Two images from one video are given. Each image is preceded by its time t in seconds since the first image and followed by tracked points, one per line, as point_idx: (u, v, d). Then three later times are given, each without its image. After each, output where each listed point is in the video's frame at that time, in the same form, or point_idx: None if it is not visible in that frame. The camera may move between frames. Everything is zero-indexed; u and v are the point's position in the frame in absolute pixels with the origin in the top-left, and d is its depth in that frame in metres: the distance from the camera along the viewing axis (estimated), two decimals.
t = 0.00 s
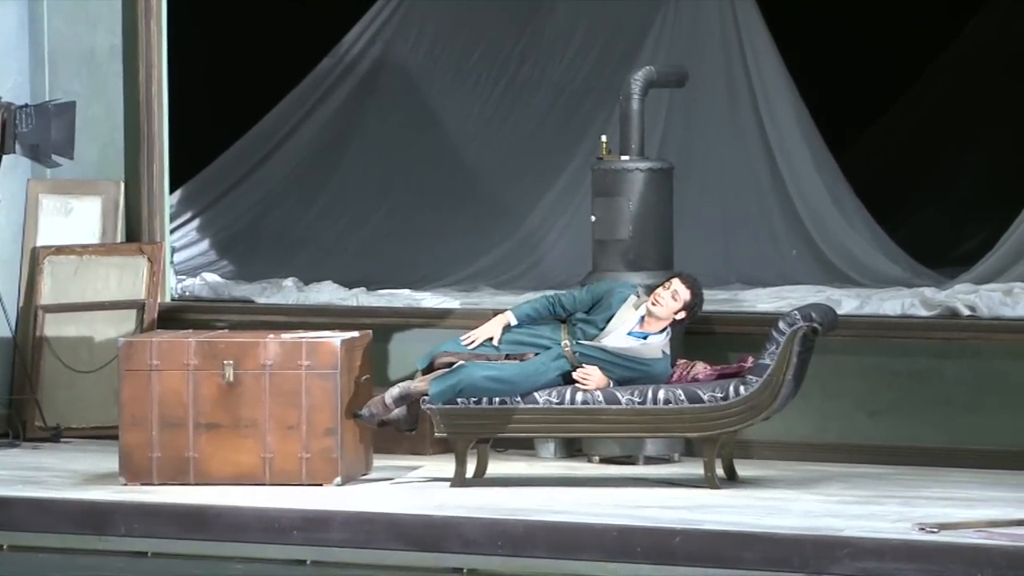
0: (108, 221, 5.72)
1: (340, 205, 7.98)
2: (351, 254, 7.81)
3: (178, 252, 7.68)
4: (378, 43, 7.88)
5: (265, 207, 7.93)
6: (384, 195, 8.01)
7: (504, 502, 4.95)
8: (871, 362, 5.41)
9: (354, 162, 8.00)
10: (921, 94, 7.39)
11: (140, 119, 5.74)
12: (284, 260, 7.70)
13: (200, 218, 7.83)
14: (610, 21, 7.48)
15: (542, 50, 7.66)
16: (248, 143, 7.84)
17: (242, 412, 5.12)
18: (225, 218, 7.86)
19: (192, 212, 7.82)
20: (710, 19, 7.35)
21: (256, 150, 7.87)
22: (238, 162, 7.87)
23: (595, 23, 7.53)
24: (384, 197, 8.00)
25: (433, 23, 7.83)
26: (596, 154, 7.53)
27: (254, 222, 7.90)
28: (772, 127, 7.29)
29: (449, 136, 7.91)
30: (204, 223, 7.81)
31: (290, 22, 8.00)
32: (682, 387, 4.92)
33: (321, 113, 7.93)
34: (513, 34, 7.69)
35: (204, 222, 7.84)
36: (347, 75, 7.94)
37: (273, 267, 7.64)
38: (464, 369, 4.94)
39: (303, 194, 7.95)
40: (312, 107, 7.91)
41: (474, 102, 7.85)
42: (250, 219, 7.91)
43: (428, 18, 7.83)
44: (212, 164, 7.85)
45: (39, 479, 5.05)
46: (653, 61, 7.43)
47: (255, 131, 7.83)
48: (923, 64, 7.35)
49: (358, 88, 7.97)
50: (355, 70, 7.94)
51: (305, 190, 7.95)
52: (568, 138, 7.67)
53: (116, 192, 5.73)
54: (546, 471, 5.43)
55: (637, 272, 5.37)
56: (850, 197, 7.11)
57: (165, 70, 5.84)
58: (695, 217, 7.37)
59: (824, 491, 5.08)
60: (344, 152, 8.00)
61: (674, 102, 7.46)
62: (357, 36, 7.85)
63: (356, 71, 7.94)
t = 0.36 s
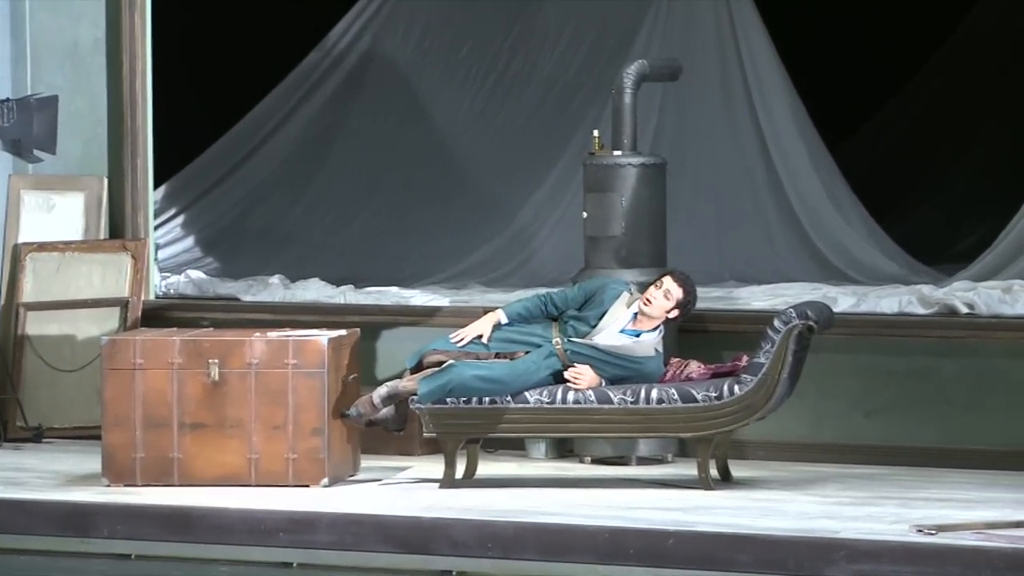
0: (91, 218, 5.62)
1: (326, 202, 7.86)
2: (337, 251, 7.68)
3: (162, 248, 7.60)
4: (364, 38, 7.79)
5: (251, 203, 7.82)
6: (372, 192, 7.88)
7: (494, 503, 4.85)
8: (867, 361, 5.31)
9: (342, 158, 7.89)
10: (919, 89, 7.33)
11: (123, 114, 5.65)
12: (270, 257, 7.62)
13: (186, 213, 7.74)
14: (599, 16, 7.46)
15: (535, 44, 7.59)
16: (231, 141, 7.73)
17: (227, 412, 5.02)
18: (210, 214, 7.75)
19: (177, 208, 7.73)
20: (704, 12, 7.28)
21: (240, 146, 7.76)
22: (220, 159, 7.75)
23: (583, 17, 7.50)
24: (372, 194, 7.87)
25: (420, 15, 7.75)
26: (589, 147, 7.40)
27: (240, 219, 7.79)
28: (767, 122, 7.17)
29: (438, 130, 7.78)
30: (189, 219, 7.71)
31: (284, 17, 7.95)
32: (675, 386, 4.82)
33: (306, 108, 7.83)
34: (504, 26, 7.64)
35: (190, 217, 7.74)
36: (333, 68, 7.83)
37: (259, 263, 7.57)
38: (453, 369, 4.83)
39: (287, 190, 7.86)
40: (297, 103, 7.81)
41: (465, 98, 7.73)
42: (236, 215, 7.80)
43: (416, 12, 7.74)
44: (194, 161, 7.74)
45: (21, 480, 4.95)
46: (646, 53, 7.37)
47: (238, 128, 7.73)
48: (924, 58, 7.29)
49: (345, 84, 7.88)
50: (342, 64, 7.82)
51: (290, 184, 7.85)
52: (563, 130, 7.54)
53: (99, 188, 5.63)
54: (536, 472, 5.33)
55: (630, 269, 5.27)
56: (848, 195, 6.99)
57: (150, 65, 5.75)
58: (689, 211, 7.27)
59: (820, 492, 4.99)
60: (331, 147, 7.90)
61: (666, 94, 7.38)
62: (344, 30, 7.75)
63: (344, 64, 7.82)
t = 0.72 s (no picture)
0: (63, 212, 5.43)
1: (308, 197, 7.69)
2: (318, 247, 7.48)
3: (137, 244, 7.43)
4: (346, 25, 7.59)
5: (228, 197, 7.63)
6: (356, 183, 7.72)
7: (481, 509, 4.64)
8: (870, 361, 5.10)
9: (324, 150, 7.73)
10: (923, 80, 7.34)
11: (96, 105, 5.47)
12: (249, 254, 7.43)
13: (161, 208, 7.53)
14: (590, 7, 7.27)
15: (523, 36, 7.41)
16: (206, 135, 7.52)
17: (204, 414, 4.81)
18: (187, 209, 7.55)
19: (152, 202, 7.51)
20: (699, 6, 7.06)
21: (218, 139, 7.55)
22: (199, 150, 7.55)
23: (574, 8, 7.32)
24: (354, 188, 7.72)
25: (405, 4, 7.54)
26: (580, 139, 7.16)
27: (217, 214, 7.60)
28: (766, 113, 6.96)
29: (424, 121, 7.63)
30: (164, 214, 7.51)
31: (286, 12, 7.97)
32: (670, 388, 4.61)
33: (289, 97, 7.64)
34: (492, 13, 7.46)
35: (165, 213, 7.54)
36: (316, 56, 7.63)
37: (237, 260, 7.37)
38: (440, 369, 4.63)
39: (266, 183, 7.67)
40: (278, 91, 7.62)
41: (455, 90, 7.56)
42: (213, 210, 7.61)
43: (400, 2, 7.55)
44: (170, 155, 7.54)
45: None
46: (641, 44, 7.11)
47: (213, 122, 7.50)
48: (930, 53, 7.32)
49: (328, 71, 7.68)
50: (324, 51, 7.64)
51: (269, 175, 7.68)
52: (554, 122, 7.33)
53: (71, 181, 5.44)
54: (526, 477, 5.12)
55: (623, 265, 5.07)
56: (848, 185, 6.82)
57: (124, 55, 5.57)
58: (684, 214, 7.04)
59: (822, 498, 4.78)
60: (312, 137, 7.73)
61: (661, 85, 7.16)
62: (326, 17, 7.55)
63: (326, 52, 7.64)
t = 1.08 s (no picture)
0: (35, 207, 5.20)
1: (290, 192, 7.50)
2: (301, 241, 7.29)
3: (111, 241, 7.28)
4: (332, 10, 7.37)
5: (206, 190, 7.52)
6: (342, 178, 7.48)
7: (472, 517, 4.40)
8: (880, 362, 4.87)
9: (307, 140, 7.52)
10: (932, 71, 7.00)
11: (69, 94, 5.25)
12: (229, 249, 7.29)
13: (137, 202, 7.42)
14: None
15: (516, 20, 7.05)
16: (184, 124, 7.39)
17: (183, 418, 4.57)
18: (164, 203, 7.44)
19: (127, 196, 7.40)
20: None
21: (196, 129, 7.42)
22: (180, 139, 7.42)
23: None
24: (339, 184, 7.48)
25: None
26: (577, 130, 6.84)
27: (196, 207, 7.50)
28: (770, 102, 6.67)
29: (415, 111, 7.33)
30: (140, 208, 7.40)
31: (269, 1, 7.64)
32: (671, 390, 4.38)
33: (275, 84, 7.45)
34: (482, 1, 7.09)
35: (141, 207, 7.43)
36: (297, 43, 7.41)
37: (218, 258, 7.21)
38: (430, 371, 4.40)
39: (248, 176, 7.52)
40: (260, 80, 7.45)
41: (447, 80, 7.25)
42: (190, 204, 7.50)
43: None
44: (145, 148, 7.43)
45: None
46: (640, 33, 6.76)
47: (192, 112, 7.37)
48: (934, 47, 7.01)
49: (312, 60, 7.46)
50: (307, 39, 7.41)
51: (250, 168, 7.52)
52: (551, 113, 7.03)
53: (43, 173, 5.23)
54: (519, 484, 4.88)
55: (622, 262, 4.84)
56: (857, 179, 6.58)
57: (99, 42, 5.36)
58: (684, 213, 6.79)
59: (830, 506, 4.55)
60: (297, 129, 7.53)
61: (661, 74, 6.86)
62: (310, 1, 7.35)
63: (310, 39, 7.42)
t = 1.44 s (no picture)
0: (8, 199, 4.96)
1: (275, 184, 7.12)
2: (288, 240, 6.97)
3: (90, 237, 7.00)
4: None
5: (190, 184, 7.17)
6: (331, 168, 7.10)
7: (468, 528, 4.16)
8: (898, 365, 4.63)
9: (296, 130, 7.12)
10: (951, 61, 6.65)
11: (44, 83, 5.04)
12: (214, 247, 6.99)
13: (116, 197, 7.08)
14: None
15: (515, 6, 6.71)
16: (168, 115, 7.00)
17: (165, 424, 4.32)
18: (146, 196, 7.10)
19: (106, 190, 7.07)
20: None
21: (180, 119, 7.03)
22: (158, 132, 7.05)
23: None
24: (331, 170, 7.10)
25: None
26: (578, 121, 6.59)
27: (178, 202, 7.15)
28: (783, 94, 6.44)
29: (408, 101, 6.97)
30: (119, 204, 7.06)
31: None
32: (676, 393, 4.14)
33: (261, 70, 7.05)
34: None
35: (120, 202, 7.08)
36: (284, 31, 7.03)
37: (202, 256, 6.92)
38: (423, 375, 4.15)
39: (233, 169, 7.15)
40: (246, 67, 7.04)
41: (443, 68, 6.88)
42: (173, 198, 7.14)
43: None
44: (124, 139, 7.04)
45: None
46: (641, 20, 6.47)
47: (174, 101, 6.97)
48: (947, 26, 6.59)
49: (300, 45, 7.07)
50: (294, 26, 7.04)
51: (233, 161, 7.14)
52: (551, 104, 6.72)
53: (18, 166, 5.00)
54: (517, 492, 4.64)
55: (625, 260, 4.60)
56: (872, 169, 6.41)
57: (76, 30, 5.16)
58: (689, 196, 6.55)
59: (844, 515, 4.31)
60: (284, 118, 7.12)
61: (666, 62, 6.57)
62: None
63: (298, 26, 7.04)
